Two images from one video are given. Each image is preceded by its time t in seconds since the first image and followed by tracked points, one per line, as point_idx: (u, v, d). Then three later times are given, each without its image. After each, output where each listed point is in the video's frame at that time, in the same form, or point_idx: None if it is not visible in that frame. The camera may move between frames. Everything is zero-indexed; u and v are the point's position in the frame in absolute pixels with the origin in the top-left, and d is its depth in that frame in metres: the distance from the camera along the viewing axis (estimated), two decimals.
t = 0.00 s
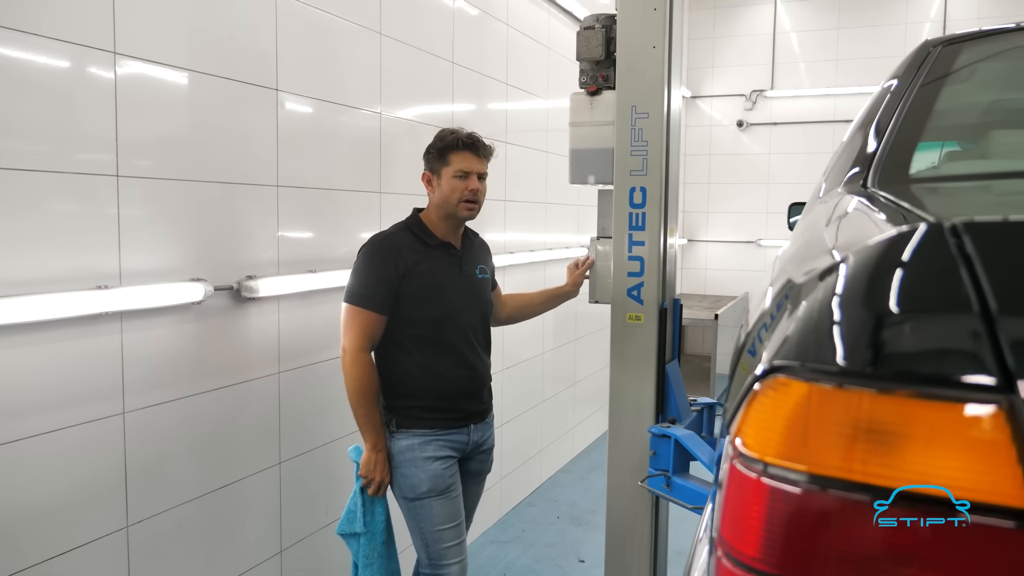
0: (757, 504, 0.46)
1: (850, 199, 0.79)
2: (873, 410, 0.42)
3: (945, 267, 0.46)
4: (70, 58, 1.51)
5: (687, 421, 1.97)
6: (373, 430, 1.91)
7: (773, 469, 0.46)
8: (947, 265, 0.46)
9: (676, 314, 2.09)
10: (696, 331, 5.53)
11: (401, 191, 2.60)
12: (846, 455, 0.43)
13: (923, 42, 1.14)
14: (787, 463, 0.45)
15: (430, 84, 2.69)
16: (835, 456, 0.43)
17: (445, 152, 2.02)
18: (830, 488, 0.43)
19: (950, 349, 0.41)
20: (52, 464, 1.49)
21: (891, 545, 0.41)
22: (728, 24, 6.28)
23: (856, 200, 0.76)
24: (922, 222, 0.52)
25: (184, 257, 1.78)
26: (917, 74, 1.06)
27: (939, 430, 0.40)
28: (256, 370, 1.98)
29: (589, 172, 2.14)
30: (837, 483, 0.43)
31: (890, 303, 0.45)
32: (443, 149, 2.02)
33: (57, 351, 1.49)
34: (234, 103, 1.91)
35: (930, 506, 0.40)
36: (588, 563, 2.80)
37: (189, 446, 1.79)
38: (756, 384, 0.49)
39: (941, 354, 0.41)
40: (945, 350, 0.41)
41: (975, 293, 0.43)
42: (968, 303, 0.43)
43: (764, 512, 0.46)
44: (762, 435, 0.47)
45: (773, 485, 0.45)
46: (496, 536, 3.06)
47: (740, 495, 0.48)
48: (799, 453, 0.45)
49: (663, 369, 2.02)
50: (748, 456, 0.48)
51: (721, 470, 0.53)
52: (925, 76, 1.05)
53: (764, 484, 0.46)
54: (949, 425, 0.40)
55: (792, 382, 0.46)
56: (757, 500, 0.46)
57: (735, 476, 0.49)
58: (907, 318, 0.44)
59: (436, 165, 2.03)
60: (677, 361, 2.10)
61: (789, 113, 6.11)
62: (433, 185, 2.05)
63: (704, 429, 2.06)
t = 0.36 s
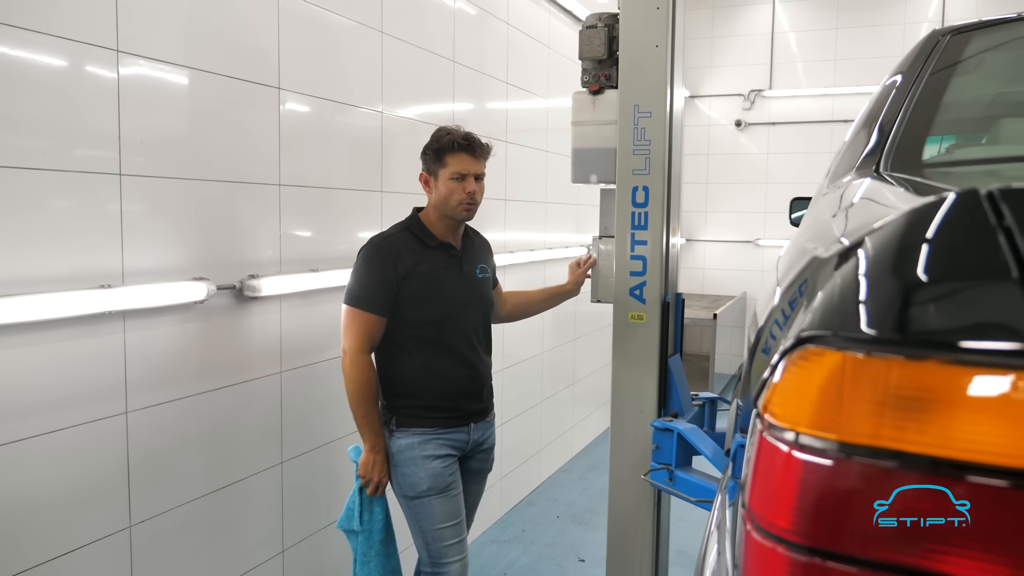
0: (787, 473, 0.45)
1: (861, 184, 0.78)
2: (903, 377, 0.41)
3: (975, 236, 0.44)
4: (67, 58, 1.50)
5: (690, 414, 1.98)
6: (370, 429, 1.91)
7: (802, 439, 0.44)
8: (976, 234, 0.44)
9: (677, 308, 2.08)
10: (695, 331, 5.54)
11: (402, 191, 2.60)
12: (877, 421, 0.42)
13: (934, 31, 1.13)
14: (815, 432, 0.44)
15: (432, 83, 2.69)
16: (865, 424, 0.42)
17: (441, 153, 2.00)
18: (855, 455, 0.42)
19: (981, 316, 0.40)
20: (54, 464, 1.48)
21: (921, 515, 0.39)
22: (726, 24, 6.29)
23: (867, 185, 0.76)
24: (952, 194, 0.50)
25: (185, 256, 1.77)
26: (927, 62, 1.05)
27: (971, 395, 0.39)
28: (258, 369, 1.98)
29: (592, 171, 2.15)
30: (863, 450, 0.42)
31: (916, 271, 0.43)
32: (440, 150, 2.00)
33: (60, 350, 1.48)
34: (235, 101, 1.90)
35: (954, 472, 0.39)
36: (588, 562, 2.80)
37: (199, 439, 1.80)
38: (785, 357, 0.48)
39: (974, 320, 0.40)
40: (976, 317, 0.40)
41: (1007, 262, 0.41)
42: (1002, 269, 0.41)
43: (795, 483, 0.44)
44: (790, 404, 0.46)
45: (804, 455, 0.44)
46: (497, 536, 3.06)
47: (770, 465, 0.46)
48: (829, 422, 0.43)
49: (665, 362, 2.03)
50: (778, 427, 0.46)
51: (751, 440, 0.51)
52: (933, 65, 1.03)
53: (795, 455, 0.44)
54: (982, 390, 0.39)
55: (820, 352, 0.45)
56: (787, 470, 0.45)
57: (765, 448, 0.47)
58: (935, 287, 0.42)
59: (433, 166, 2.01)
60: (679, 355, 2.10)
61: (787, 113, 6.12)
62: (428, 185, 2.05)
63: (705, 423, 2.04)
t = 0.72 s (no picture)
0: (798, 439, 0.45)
1: (862, 168, 0.79)
2: (913, 342, 0.41)
3: (983, 207, 0.44)
4: (66, 55, 1.49)
5: (690, 406, 1.99)
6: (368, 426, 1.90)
7: (813, 406, 0.45)
8: (987, 205, 0.44)
9: (677, 300, 2.08)
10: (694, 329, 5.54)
11: (401, 188, 2.59)
12: (888, 385, 0.42)
13: (935, 18, 1.13)
14: (826, 398, 0.44)
15: (431, 80, 2.69)
16: (875, 389, 0.42)
17: (453, 158, 1.95)
18: (865, 419, 0.42)
19: (992, 283, 0.40)
20: (55, 460, 1.48)
21: (929, 478, 0.40)
22: (724, 21, 6.29)
23: (869, 168, 0.77)
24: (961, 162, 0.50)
25: (186, 253, 1.77)
26: (930, 51, 1.05)
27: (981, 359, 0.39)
28: (259, 366, 1.98)
29: (592, 168, 2.15)
30: (874, 414, 0.42)
31: (925, 240, 0.44)
32: (451, 155, 1.95)
33: (60, 347, 1.48)
34: (235, 97, 1.90)
35: (960, 434, 0.39)
36: (587, 559, 2.81)
37: (200, 436, 1.80)
38: (795, 326, 0.48)
39: (983, 286, 0.40)
40: (988, 284, 0.40)
41: (1016, 232, 0.42)
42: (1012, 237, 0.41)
43: (806, 449, 0.44)
44: (801, 371, 0.46)
45: (818, 419, 0.44)
46: (496, 532, 3.06)
47: (781, 433, 0.47)
48: (840, 387, 0.44)
49: (665, 353, 2.03)
50: (790, 394, 0.47)
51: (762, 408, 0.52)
52: (936, 53, 1.04)
53: (807, 421, 0.45)
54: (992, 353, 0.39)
55: (829, 318, 0.45)
56: (798, 436, 0.45)
57: (776, 416, 0.48)
58: (944, 258, 0.42)
59: (440, 168, 1.97)
60: (679, 347, 2.11)
61: (785, 110, 6.12)
62: (434, 184, 2.02)
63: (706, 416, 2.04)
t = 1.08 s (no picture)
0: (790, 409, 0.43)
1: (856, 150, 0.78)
2: (911, 307, 0.39)
3: (979, 175, 0.41)
4: (65, 53, 1.50)
5: (688, 398, 1.99)
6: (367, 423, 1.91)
7: (810, 375, 0.42)
8: (983, 173, 0.41)
9: (676, 293, 2.07)
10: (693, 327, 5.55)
11: (400, 186, 2.60)
12: (884, 351, 0.40)
13: (933, 5, 1.12)
14: (820, 365, 0.42)
15: (431, 78, 2.69)
16: (870, 354, 0.40)
17: (455, 159, 1.95)
18: (860, 384, 0.40)
19: (991, 251, 0.38)
20: (55, 458, 1.48)
21: (927, 444, 0.39)
22: (724, 19, 6.29)
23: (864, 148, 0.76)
24: (952, 132, 0.47)
25: (185, 251, 1.77)
26: (925, 41, 1.05)
27: (983, 319, 0.37)
28: (258, 364, 1.98)
29: (591, 166, 2.15)
30: (869, 378, 0.40)
31: (916, 208, 0.41)
32: (454, 156, 1.95)
33: (61, 345, 1.48)
34: (234, 95, 1.90)
35: (959, 397, 0.38)
36: (586, 556, 2.81)
37: (198, 433, 1.80)
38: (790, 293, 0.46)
39: (981, 251, 0.38)
40: (987, 251, 0.38)
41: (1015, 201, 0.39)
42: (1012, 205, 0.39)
43: (801, 415, 0.42)
44: (796, 338, 0.44)
45: (815, 384, 0.42)
46: (496, 529, 3.07)
47: (776, 399, 0.45)
48: (835, 353, 0.42)
49: (665, 346, 2.03)
50: (784, 361, 0.44)
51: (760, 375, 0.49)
52: (932, 42, 1.04)
53: (804, 387, 0.43)
54: (994, 313, 0.37)
55: (824, 286, 0.43)
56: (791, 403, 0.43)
57: (768, 385, 0.45)
58: (939, 231, 0.40)
59: (441, 168, 1.98)
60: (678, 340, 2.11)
61: (784, 108, 6.13)
62: (435, 183, 2.02)
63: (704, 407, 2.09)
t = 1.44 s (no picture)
0: (774, 377, 0.43)
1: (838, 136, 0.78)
2: (894, 272, 0.39)
3: (960, 142, 0.42)
4: (65, 50, 1.50)
5: (685, 389, 1.99)
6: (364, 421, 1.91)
7: (795, 343, 0.42)
8: (962, 141, 0.42)
9: (673, 285, 2.05)
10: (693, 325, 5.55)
11: (399, 183, 2.60)
12: (868, 316, 0.40)
13: None
14: (803, 330, 0.42)
15: (428, 76, 2.69)
16: (854, 317, 0.40)
17: (452, 157, 1.95)
18: (847, 348, 0.40)
19: (972, 216, 0.39)
20: (54, 455, 1.49)
21: (913, 410, 0.39)
22: (723, 17, 6.28)
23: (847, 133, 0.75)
24: (932, 96, 0.48)
25: (184, 248, 1.78)
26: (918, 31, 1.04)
27: (964, 281, 0.38)
28: (256, 361, 1.99)
29: (588, 164, 2.15)
30: (854, 342, 0.40)
31: (900, 181, 0.42)
32: (451, 154, 1.95)
33: (59, 342, 1.49)
34: (233, 93, 1.90)
35: (941, 358, 0.38)
36: (584, 553, 2.82)
37: (195, 430, 1.81)
38: (773, 265, 0.46)
39: (963, 217, 0.39)
40: (967, 217, 0.39)
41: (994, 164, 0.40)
42: (992, 167, 0.40)
43: (784, 383, 0.42)
44: (778, 307, 0.44)
45: (799, 349, 0.42)
46: (494, 527, 3.07)
47: (760, 367, 0.44)
48: (818, 319, 0.42)
49: (661, 340, 2.03)
50: (768, 329, 0.44)
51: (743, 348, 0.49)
52: (923, 33, 1.03)
53: (787, 354, 0.42)
54: (975, 275, 0.38)
55: (807, 254, 0.43)
56: (776, 371, 0.43)
57: (755, 352, 0.45)
58: (919, 199, 0.40)
59: (438, 167, 1.97)
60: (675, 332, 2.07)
61: (784, 106, 6.13)
62: (432, 181, 2.02)
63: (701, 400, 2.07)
